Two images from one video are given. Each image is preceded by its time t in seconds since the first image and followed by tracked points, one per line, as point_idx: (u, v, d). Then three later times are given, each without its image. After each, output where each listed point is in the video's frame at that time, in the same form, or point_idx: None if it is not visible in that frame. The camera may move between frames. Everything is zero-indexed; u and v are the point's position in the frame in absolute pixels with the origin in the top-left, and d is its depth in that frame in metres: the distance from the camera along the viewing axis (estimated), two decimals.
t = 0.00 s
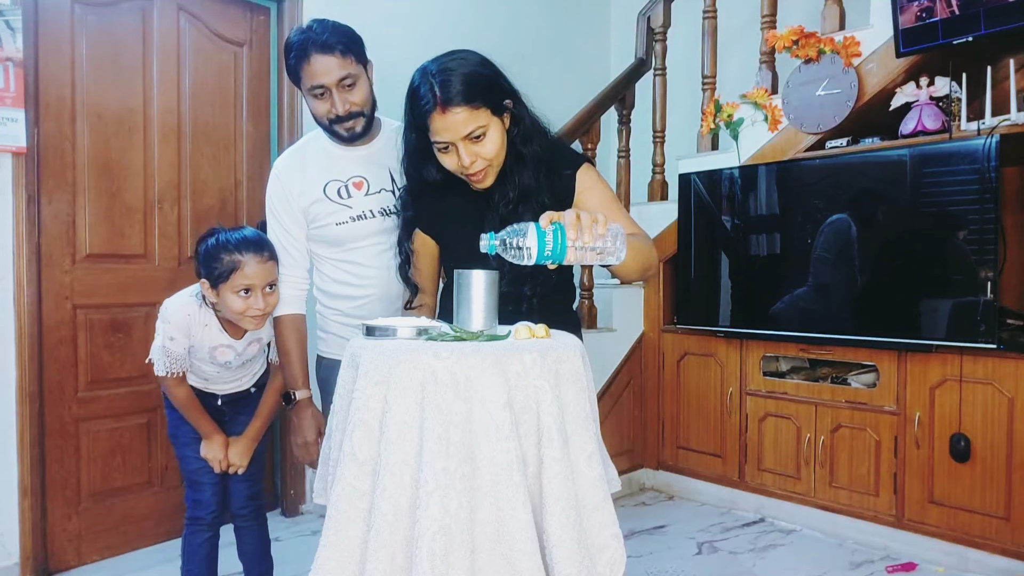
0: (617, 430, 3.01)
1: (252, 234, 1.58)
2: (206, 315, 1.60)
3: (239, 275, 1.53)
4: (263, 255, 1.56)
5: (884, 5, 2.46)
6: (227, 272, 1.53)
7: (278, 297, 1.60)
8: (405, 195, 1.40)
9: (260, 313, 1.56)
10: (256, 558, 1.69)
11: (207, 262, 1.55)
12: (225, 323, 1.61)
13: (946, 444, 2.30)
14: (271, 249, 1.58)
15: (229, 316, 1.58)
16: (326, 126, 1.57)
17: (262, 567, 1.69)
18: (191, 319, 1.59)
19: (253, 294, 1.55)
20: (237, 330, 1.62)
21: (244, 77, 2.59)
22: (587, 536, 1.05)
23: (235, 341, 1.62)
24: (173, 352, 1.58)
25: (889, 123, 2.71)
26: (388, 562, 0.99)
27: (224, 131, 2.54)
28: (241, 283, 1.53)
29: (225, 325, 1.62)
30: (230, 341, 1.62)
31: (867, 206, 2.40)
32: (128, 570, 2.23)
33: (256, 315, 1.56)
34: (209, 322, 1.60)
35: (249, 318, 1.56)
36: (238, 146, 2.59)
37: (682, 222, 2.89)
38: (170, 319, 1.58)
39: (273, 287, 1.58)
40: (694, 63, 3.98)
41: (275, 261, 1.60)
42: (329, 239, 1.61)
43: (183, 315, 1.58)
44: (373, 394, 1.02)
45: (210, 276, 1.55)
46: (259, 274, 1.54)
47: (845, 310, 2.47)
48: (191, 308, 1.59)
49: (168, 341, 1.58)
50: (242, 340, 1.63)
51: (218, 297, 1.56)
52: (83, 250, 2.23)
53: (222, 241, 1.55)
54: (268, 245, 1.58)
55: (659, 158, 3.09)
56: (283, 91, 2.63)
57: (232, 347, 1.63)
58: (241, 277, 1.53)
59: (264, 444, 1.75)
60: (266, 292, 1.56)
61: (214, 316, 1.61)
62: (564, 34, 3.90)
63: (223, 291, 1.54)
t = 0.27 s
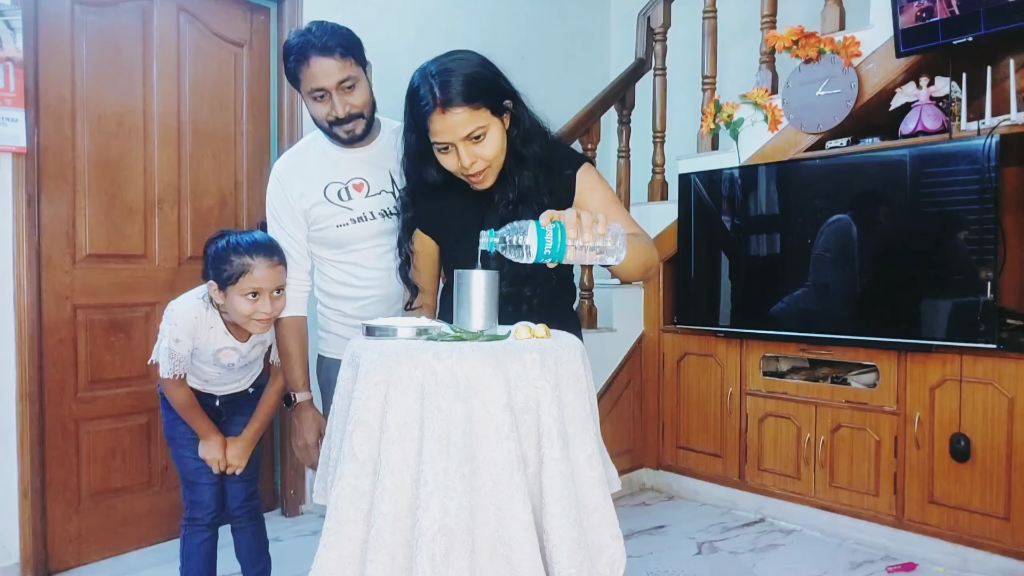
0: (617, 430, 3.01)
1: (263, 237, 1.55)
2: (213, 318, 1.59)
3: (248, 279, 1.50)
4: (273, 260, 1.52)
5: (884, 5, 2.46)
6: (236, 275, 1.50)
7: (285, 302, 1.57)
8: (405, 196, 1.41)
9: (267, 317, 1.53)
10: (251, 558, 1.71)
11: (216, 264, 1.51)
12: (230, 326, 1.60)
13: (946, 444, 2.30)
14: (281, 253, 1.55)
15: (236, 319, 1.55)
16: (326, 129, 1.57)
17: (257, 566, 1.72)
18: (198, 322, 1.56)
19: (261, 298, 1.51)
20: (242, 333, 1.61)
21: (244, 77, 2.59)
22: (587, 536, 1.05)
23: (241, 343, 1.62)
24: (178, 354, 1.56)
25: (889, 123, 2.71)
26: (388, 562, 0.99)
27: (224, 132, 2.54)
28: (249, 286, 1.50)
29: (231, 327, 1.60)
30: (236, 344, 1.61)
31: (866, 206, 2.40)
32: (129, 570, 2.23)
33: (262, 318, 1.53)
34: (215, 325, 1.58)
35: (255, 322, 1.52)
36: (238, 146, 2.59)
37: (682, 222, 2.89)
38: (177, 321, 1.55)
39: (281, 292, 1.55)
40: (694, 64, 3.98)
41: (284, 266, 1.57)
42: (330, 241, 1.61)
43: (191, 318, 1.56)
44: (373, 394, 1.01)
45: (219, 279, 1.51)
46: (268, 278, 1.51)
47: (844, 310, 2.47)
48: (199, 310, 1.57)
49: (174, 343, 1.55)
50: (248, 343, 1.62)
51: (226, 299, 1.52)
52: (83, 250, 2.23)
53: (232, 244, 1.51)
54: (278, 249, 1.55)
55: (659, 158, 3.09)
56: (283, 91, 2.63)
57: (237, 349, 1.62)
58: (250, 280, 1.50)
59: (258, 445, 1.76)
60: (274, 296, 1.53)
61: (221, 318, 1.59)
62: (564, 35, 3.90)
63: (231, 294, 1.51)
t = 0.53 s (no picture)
0: (617, 430, 3.01)
1: (266, 238, 1.55)
2: (214, 318, 1.59)
3: (250, 279, 1.49)
4: (275, 261, 1.52)
5: (884, 5, 2.46)
6: (238, 276, 1.49)
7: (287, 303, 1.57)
8: (405, 188, 1.39)
9: (268, 318, 1.53)
10: (251, 558, 1.71)
11: (219, 266, 1.51)
12: (232, 326, 1.60)
13: (946, 444, 2.30)
14: (283, 255, 1.55)
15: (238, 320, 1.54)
16: (325, 130, 1.56)
17: (258, 566, 1.72)
18: (200, 322, 1.56)
19: (263, 299, 1.51)
20: (243, 334, 1.61)
21: (244, 77, 2.59)
22: (587, 536, 1.05)
23: (242, 345, 1.62)
24: (179, 354, 1.56)
25: (889, 123, 2.71)
26: (388, 562, 0.99)
27: (224, 132, 2.54)
28: (251, 288, 1.50)
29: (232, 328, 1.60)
30: (237, 345, 1.61)
31: (866, 206, 2.40)
32: (129, 570, 2.23)
33: (264, 319, 1.53)
34: (217, 325, 1.58)
35: (256, 322, 1.52)
36: (238, 146, 2.59)
37: (682, 221, 2.89)
38: (179, 320, 1.55)
39: (283, 293, 1.55)
40: (694, 63, 3.98)
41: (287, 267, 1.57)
42: (330, 241, 1.62)
43: (193, 318, 1.56)
44: (373, 395, 1.01)
45: (221, 280, 1.51)
46: (270, 279, 1.51)
47: (844, 310, 2.47)
48: (201, 310, 1.57)
49: (175, 344, 1.55)
50: (249, 344, 1.62)
51: (228, 300, 1.52)
52: (83, 250, 2.23)
53: (235, 245, 1.51)
54: (280, 250, 1.55)
55: (659, 158, 3.09)
56: (283, 91, 2.63)
57: (238, 350, 1.62)
58: (252, 282, 1.50)
59: (258, 445, 1.77)
60: (276, 298, 1.53)
61: (222, 319, 1.59)
62: (564, 34, 3.90)
63: (233, 295, 1.51)
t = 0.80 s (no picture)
0: (617, 430, 3.01)
1: (264, 238, 1.55)
2: (213, 317, 1.58)
3: (249, 279, 1.49)
4: (274, 261, 1.52)
5: (884, 5, 2.46)
6: (237, 276, 1.49)
7: (286, 302, 1.57)
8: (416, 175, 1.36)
9: (268, 318, 1.53)
10: (251, 558, 1.71)
11: (217, 266, 1.51)
12: (230, 326, 1.60)
13: (946, 444, 2.30)
14: (282, 254, 1.55)
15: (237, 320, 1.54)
16: (327, 131, 1.56)
17: (257, 567, 1.72)
18: (199, 321, 1.56)
19: (262, 298, 1.51)
20: (243, 334, 1.61)
21: (244, 77, 2.59)
22: (587, 536, 1.05)
23: (240, 344, 1.62)
24: (178, 354, 1.56)
25: (889, 123, 2.71)
26: (388, 562, 0.99)
27: (224, 132, 2.54)
28: (251, 287, 1.50)
29: (231, 327, 1.60)
30: (236, 344, 1.61)
31: (867, 207, 2.40)
32: (129, 570, 2.23)
33: (264, 318, 1.53)
34: (215, 325, 1.58)
35: (256, 322, 1.52)
36: (238, 146, 2.59)
37: (682, 221, 2.89)
38: (178, 320, 1.55)
39: (282, 292, 1.55)
40: (694, 63, 3.98)
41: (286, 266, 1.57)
42: (330, 241, 1.62)
43: (192, 317, 1.56)
44: (373, 395, 1.01)
45: (220, 280, 1.51)
46: (270, 279, 1.51)
47: (845, 310, 2.47)
48: (200, 310, 1.57)
49: (174, 343, 1.55)
50: (248, 343, 1.62)
51: (227, 300, 1.52)
52: (83, 250, 2.23)
53: (233, 245, 1.51)
54: (279, 250, 1.55)
55: (659, 158, 3.08)
56: (283, 91, 2.63)
57: (237, 350, 1.62)
58: (252, 281, 1.50)
59: (257, 446, 1.77)
60: (275, 297, 1.53)
61: (221, 318, 1.59)
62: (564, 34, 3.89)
63: (232, 294, 1.50)
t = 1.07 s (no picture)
0: (617, 430, 3.01)
1: (262, 238, 1.54)
2: (212, 318, 1.58)
3: (248, 279, 1.49)
4: (273, 262, 1.52)
5: (884, 5, 2.46)
6: (235, 276, 1.49)
7: (284, 303, 1.57)
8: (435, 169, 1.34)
9: (266, 318, 1.53)
10: (251, 558, 1.71)
11: (216, 266, 1.51)
12: (229, 326, 1.60)
13: (946, 444, 2.30)
14: (280, 254, 1.55)
15: (235, 320, 1.54)
16: (331, 131, 1.56)
17: (257, 567, 1.72)
18: (197, 321, 1.56)
19: (260, 299, 1.51)
20: (241, 334, 1.61)
21: (244, 77, 2.59)
22: (587, 536, 1.05)
23: (239, 345, 1.62)
24: (177, 354, 1.56)
25: (889, 123, 2.71)
26: (388, 562, 0.99)
27: (224, 132, 2.54)
28: (248, 288, 1.49)
29: (229, 328, 1.60)
30: (234, 345, 1.61)
31: (868, 208, 2.41)
32: (129, 570, 2.23)
33: (262, 319, 1.52)
34: (214, 325, 1.58)
35: (252, 322, 1.52)
36: (238, 146, 2.59)
37: (682, 221, 2.89)
38: (176, 321, 1.55)
39: (280, 293, 1.55)
40: (695, 63, 3.98)
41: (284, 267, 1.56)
42: (330, 240, 1.61)
43: (190, 318, 1.56)
44: (373, 395, 1.01)
45: (218, 280, 1.51)
46: (268, 279, 1.51)
47: (845, 310, 2.47)
48: (198, 310, 1.57)
49: (173, 343, 1.55)
50: (246, 344, 1.62)
51: (225, 300, 1.52)
52: (83, 250, 2.23)
53: (232, 245, 1.51)
54: (278, 251, 1.55)
55: (659, 158, 3.08)
56: (284, 91, 2.63)
57: (235, 350, 1.62)
58: (249, 282, 1.49)
59: (257, 446, 1.77)
60: (273, 298, 1.53)
61: (220, 319, 1.59)
62: (564, 34, 3.89)
63: (230, 295, 1.50)
